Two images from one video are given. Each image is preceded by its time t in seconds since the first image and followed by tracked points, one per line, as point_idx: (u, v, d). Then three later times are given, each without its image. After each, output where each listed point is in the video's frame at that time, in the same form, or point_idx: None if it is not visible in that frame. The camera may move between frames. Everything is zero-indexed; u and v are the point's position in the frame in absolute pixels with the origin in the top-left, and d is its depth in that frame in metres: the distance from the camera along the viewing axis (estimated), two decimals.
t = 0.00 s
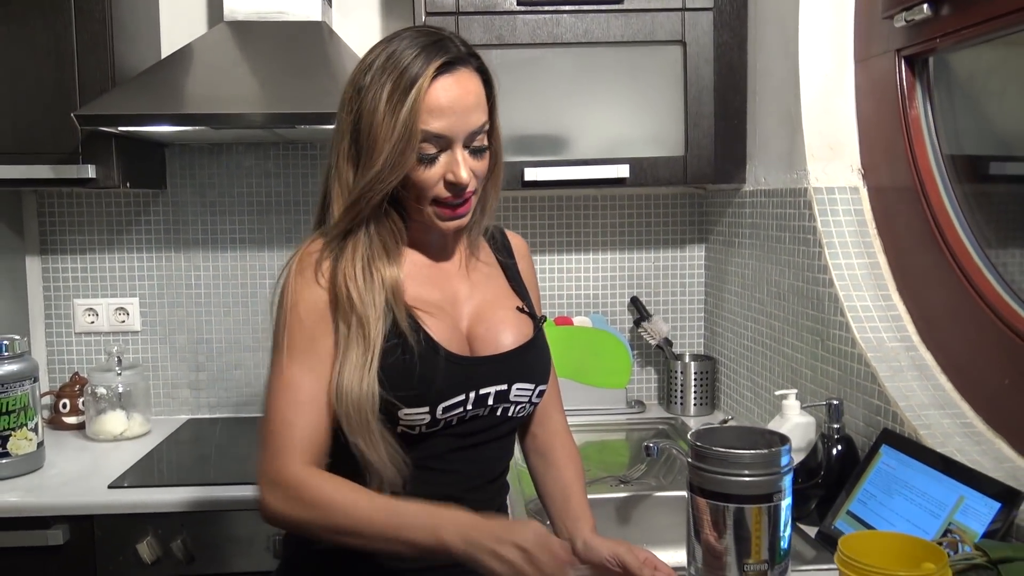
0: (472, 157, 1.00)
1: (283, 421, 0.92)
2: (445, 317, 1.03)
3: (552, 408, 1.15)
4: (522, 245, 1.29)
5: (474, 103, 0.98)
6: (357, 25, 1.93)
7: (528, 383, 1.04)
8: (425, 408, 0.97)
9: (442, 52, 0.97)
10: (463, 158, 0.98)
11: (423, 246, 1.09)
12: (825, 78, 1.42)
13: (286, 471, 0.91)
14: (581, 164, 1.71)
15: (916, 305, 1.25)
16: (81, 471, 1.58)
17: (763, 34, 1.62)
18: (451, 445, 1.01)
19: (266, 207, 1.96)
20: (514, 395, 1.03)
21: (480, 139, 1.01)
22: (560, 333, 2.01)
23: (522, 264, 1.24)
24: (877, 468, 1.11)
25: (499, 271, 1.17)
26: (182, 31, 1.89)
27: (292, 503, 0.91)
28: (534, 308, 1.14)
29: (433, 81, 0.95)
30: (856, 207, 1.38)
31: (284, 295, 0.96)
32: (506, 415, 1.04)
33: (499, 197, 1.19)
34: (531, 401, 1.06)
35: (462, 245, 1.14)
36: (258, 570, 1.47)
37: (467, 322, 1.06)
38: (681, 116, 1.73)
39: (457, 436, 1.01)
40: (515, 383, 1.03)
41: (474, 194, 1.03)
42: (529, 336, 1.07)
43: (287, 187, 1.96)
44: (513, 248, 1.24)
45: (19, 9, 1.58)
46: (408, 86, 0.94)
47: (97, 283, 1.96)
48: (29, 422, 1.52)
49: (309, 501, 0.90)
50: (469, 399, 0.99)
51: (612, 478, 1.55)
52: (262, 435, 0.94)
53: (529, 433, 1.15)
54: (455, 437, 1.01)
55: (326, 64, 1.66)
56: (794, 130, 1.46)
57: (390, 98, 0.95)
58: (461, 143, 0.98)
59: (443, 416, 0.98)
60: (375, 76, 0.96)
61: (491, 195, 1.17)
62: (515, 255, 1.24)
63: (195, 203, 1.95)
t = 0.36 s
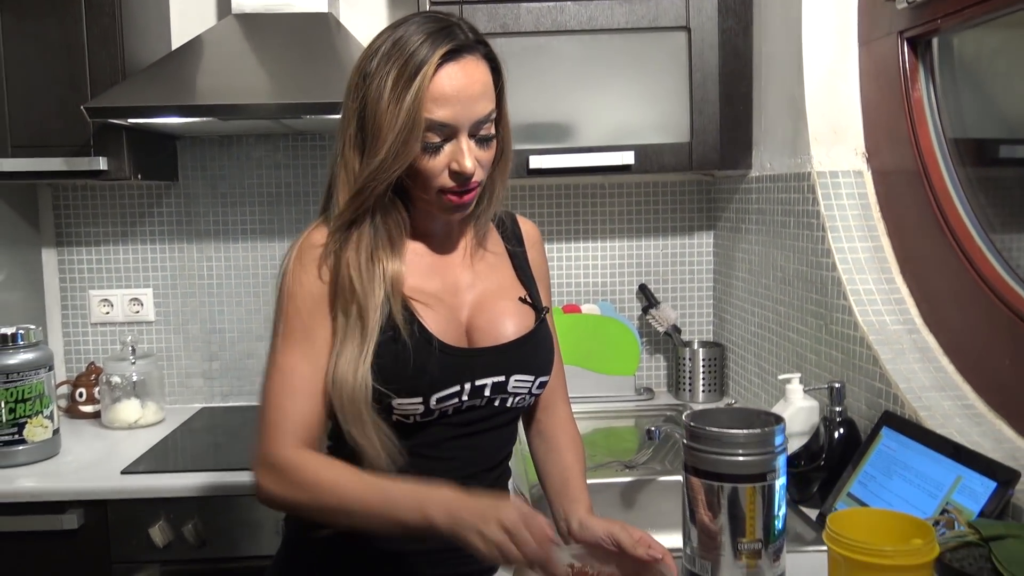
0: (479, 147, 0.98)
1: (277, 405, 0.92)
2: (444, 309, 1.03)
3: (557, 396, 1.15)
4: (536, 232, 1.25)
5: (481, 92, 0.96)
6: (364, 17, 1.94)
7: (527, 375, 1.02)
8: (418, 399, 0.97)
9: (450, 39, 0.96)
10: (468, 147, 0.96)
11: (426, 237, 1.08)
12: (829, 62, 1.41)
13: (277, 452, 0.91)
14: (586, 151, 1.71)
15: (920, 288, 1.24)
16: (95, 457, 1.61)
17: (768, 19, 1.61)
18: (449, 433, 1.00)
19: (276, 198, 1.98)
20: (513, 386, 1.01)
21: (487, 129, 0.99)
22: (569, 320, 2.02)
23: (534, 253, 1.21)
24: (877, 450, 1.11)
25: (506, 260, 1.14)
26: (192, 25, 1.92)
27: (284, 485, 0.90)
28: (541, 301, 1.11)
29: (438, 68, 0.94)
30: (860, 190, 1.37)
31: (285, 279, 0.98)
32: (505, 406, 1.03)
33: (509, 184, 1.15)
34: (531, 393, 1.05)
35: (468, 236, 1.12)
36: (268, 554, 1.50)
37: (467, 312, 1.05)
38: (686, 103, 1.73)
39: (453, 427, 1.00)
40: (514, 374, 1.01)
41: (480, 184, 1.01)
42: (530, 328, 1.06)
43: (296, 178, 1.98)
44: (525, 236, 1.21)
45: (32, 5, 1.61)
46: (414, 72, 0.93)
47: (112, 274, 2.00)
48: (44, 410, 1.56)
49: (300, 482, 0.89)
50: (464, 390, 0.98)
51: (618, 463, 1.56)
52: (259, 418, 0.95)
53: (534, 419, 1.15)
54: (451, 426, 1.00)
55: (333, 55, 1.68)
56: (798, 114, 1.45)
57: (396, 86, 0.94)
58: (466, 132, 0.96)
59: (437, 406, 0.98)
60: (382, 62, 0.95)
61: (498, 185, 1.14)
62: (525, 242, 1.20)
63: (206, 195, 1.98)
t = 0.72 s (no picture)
0: (477, 137, 1.00)
1: (268, 384, 0.94)
2: (441, 296, 1.05)
3: (556, 381, 1.17)
4: (538, 220, 1.26)
5: (479, 83, 0.97)
6: (372, 10, 1.96)
7: (520, 362, 1.04)
8: (410, 385, 0.98)
9: (448, 30, 0.97)
10: (465, 138, 0.97)
11: (424, 227, 1.10)
12: (833, 50, 1.41)
13: (270, 427, 0.93)
14: (592, 141, 1.72)
15: (923, 275, 1.24)
16: (111, 445, 1.65)
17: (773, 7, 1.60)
18: (446, 418, 1.02)
19: (288, 191, 2.01)
20: (505, 373, 1.03)
21: (486, 120, 1.01)
22: (576, 309, 2.03)
23: (536, 243, 1.22)
24: (876, 437, 1.12)
25: (507, 251, 1.15)
26: (204, 20, 1.94)
27: (275, 459, 0.93)
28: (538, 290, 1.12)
29: (436, 59, 0.95)
30: (864, 178, 1.36)
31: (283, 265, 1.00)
32: (497, 392, 1.04)
33: (508, 177, 1.17)
34: (524, 379, 1.06)
35: (468, 225, 1.14)
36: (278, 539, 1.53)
37: (463, 300, 1.07)
38: (692, 92, 1.73)
39: (446, 411, 1.02)
40: (507, 362, 1.02)
41: (479, 175, 1.02)
42: (525, 316, 1.07)
43: (307, 171, 2.00)
44: (527, 225, 1.22)
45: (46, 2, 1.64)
46: (413, 63, 0.94)
47: (129, 265, 2.04)
48: (61, 399, 1.60)
49: (292, 456, 0.92)
50: (456, 376, 0.99)
51: (622, 451, 1.57)
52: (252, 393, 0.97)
53: (533, 404, 1.18)
54: (445, 411, 1.02)
55: (342, 47, 1.70)
56: (803, 102, 1.45)
57: (394, 78, 0.95)
58: (463, 123, 0.97)
59: (429, 391, 0.99)
60: (381, 53, 0.96)
61: (499, 176, 1.15)
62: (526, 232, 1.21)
63: (220, 187, 2.01)
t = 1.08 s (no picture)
0: (471, 134, 1.02)
1: (272, 374, 0.95)
2: (448, 286, 1.07)
3: (559, 374, 1.19)
4: (541, 214, 1.28)
5: (472, 82, 0.99)
6: (383, 7, 1.98)
7: (526, 352, 1.06)
8: (420, 373, 1.00)
9: (445, 28, 0.99)
10: (457, 135, 1.00)
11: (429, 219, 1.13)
12: (840, 43, 1.40)
13: (274, 414, 0.94)
14: (600, 136, 1.73)
15: (926, 269, 1.24)
16: (129, 435, 1.69)
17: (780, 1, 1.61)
18: (452, 407, 1.05)
19: (301, 186, 2.04)
20: (512, 363, 1.05)
21: (480, 117, 1.02)
22: (585, 303, 2.04)
23: (539, 235, 1.24)
24: (877, 428, 1.13)
25: (510, 244, 1.17)
26: (218, 18, 1.97)
27: (279, 447, 0.94)
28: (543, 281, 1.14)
29: (432, 57, 0.97)
30: (869, 171, 1.37)
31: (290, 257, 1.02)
32: (504, 382, 1.06)
33: (509, 176, 1.18)
34: (530, 369, 1.08)
35: (471, 218, 1.16)
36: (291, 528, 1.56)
37: (469, 292, 1.09)
38: (699, 87, 1.74)
39: (455, 400, 1.05)
40: (514, 352, 1.04)
41: (472, 171, 1.04)
42: (531, 307, 1.09)
43: (320, 167, 2.03)
44: (529, 218, 1.24)
45: (64, 3, 1.68)
46: (408, 60, 0.96)
47: (146, 260, 2.08)
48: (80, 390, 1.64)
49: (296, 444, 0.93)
50: (464, 365, 1.01)
51: (629, 443, 1.59)
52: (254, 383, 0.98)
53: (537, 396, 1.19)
54: (452, 400, 1.05)
55: (353, 44, 1.72)
56: (809, 96, 1.45)
57: (389, 74, 0.97)
58: (456, 120, 0.99)
59: (438, 380, 1.02)
60: (379, 51, 0.98)
61: (499, 171, 1.16)
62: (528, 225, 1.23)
63: (235, 184, 2.04)
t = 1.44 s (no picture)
0: (479, 123, 1.05)
1: (296, 371, 0.99)
2: (455, 275, 1.09)
3: (564, 363, 1.22)
4: (544, 206, 1.31)
5: (478, 71, 1.02)
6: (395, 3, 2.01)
7: (532, 339, 1.08)
8: (429, 360, 1.03)
9: (450, 20, 1.01)
10: (466, 123, 1.02)
11: (436, 211, 1.15)
12: (846, 37, 1.42)
13: (299, 411, 0.98)
14: (608, 130, 1.75)
15: (930, 260, 1.25)
16: (146, 424, 1.73)
17: None
18: (460, 393, 1.07)
19: (315, 180, 2.07)
20: (519, 350, 1.07)
21: (487, 105, 1.05)
22: (594, 296, 2.06)
23: (542, 226, 1.26)
24: (879, 418, 1.15)
25: (515, 233, 1.20)
26: (233, 14, 2.01)
27: (308, 442, 0.97)
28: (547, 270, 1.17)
29: (439, 48, 1.00)
30: (875, 164, 1.38)
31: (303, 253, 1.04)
32: (511, 368, 1.09)
33: (514, 163, 1.21)
34: (537, 356, 1.11)
35: (477, 208, 1.18)
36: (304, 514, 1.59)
37: (476, 281, 1.11)
38: (708, 81, 1.76)
39: (464, 386, 1.07)
40: (520, 339, 1.07)
41: (480, 159, 1.07)
42: (536, 294, 1.11)
43: (334, 161, 2.07)
44: (532, 209, 1.26)
45: None
46: (415, 53, 0.98)
47: (163, 253, 2.12)
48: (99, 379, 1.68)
49: (323, 437, 0.96)
50: (472, 352, 1.04)
51: (636, 433, 1.61)
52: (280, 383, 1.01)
53: (542, 385, 1.22)
54: (460, 386, 1.07)
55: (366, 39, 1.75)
56: (815, 89, 1.46)
57: (399, 66, 0.99)
58: (464, 109, 1.02)
59: (447, 367, 1.04)
60: (386, 45, 1.01)
61: (503, 161, 1.19)
62: (532, 216, 1.25)
63: (249, 178, 2.08)
